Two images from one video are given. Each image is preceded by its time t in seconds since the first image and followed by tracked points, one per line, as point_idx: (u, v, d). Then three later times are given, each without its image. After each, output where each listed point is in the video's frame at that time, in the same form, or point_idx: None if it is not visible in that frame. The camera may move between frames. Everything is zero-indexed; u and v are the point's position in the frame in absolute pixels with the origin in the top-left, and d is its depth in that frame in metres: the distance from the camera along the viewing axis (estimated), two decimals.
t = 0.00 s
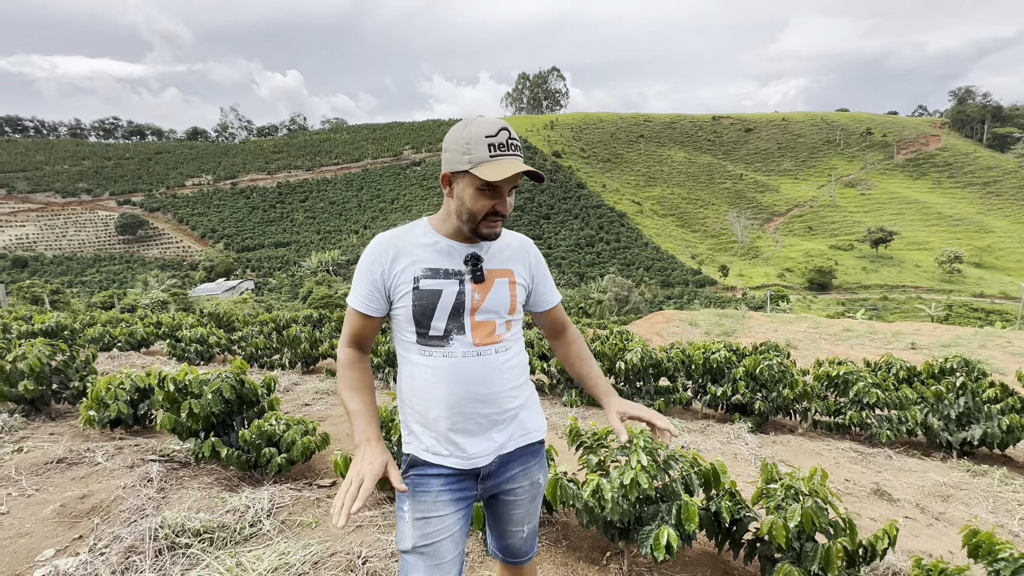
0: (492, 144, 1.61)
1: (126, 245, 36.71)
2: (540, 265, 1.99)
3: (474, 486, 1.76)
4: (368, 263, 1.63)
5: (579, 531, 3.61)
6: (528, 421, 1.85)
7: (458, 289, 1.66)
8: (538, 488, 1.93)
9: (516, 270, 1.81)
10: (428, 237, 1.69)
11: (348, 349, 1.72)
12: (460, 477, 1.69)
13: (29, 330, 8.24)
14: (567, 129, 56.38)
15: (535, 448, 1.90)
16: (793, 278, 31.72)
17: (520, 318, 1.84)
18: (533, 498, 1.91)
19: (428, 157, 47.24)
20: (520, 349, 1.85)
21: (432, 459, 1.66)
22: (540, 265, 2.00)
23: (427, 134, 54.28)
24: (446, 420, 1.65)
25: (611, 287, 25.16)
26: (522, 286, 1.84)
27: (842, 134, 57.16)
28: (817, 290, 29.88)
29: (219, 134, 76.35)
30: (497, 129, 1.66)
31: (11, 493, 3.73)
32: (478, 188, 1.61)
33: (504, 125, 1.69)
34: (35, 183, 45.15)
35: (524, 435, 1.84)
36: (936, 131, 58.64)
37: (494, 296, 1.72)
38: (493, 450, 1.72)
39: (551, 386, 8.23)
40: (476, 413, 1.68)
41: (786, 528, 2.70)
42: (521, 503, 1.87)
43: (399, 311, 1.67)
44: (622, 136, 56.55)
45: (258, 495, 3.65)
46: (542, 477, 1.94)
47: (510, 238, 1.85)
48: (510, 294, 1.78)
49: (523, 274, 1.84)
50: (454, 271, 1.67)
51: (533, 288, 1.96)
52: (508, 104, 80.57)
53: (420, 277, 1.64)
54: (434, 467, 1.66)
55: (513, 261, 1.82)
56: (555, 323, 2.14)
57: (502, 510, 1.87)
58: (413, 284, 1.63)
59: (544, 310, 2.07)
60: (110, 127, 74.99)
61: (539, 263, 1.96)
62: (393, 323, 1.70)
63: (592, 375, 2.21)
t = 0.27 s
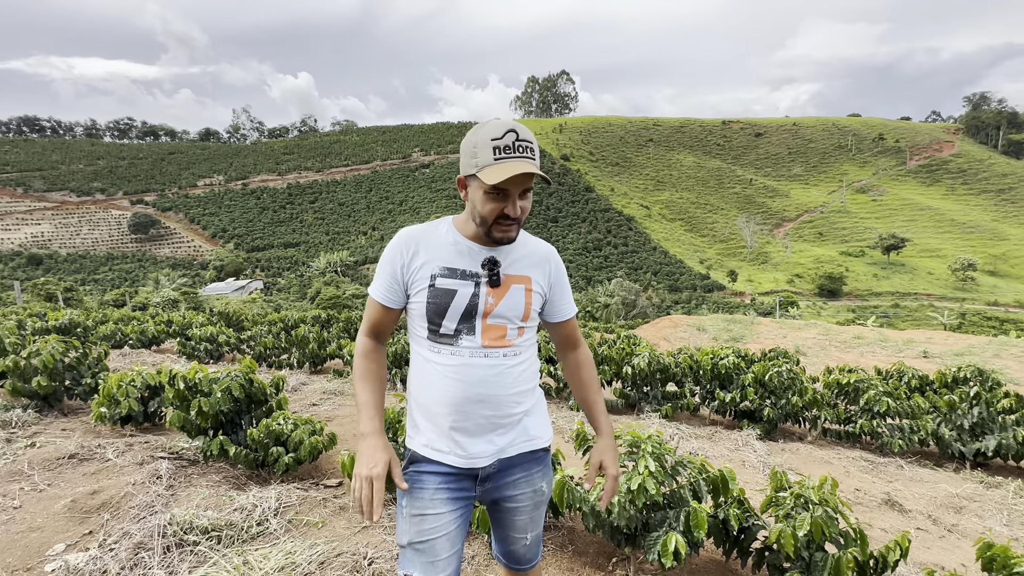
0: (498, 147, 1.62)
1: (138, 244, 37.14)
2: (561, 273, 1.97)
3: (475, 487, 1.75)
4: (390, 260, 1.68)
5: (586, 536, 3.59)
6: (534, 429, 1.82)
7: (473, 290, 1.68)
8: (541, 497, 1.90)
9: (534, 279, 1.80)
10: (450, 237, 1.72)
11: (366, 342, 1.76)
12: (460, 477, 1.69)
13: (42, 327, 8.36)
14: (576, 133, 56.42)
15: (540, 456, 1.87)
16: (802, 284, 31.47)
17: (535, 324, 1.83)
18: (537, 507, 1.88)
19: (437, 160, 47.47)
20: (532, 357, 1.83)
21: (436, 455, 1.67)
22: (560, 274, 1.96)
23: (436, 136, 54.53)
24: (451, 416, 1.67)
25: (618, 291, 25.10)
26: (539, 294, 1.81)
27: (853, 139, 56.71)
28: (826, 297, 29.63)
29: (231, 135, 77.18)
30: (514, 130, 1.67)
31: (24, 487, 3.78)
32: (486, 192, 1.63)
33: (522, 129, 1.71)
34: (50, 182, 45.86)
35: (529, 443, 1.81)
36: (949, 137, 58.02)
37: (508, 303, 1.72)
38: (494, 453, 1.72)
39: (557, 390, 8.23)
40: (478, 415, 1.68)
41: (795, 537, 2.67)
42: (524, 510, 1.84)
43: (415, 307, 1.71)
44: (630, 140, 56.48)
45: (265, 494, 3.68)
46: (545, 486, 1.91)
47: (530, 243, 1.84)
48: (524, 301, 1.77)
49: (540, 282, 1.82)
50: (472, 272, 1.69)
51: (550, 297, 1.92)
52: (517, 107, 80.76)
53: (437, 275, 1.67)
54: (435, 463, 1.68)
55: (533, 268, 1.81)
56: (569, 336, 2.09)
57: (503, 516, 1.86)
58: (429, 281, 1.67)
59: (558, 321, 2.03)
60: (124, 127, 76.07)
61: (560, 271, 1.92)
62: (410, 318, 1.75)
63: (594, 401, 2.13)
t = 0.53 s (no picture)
0: (489, 142, 1.69)
1: (155, 243, 37.76)
2: (593, 281, 1.91)
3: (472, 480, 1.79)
4: (423, 251, 1.85)
5: (595, 541, 3.58)
6: (539, 437, 1.81)
7: (491, 287, 1.74)
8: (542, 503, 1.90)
9: (559, 285, 1.77)
10: (479, 235, 1.81)
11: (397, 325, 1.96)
12: (459, 467, 1.75)
13: (62, 322, 8.54)
14: (588, 136, 56.34)
15: (544, 464, 1.85)
16: (817, 290, 31.08)
17: (554, 330, 1.81)
18: (536, 513, 1.87)
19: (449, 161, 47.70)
20: (547, 363, 1.82)
21: (441, 441, 1.75)
22: (592, 282, 1.90)
23: (449, 138, 54.79)
24: (460, 407, 1.74)
25: (629, 294, 25.00)
26: (561, 301, 1.79)
27: (871, 144, 55.94)
28: (842, 303, 29.22)
29: (247, 136, 78.28)
30: (515, 126, 1.71)
31: (43, 480, 3.85)
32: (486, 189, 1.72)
33: (532, 127, 1.72)
34: (72, 180, 46.83)
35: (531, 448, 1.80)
36: (970, 142, 56.97)
37: (526, 304, 1.74)
38: (494, 450, 1.74)
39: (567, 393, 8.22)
40: (481, 410, 1.72)
41: (810, 546, 2.64)
42: (523, 512, 1.84)
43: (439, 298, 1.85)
44: (643, 143, 56.29)
45: (277, 491, 3.71)
46: (549, 492, 1.90)
47: (557, 245, 1.83)
48: (544, 306, 1.76)
49: (565, 287, 1.79)
50: (493, 271, 1.76)
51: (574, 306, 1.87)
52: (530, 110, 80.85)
53: (460, 268, 1.78)
54: (437, 446, 1.77)
55: (559, 273, 1.78)
56: (589, 351, 2.01)
57: (501, 516, 1.87)
58: (452, 274, 1.79)
59: (580, 333, 1.95)
60: (144, 128, 77.53)
61: (589, 280, 1.86)
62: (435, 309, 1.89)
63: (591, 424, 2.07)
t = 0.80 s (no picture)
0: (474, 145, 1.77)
1: (176, 241, 38.54)
2: (608, 283, 1.84)
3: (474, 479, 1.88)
4: (442, 256, 2.06)
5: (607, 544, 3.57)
6: (540, 441, 1.84)
7: (493, 291, 1.83)
8: (548, 510, 1.90)
9: (562, 289, 1.77)
10: (484, 238, 1.91)
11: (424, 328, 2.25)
12: (460, 461, 1.87)
13: (89, 317, 8.79)
14: (604, 138, 56.22)
15: (546, 470, 1.87)
16: (835, 296, 30.56)
17: (560, 334, 1.81)
18: (539, 520, 1.89)
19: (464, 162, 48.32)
20: (552, 367, 1.84)
21: (445, 436, 1.90)
22: (607, 284, 1.84)
23: (464, 139, 55.02)
24: (463, 405, 1.86)
25: (643, 297, 24.85)
26: (565, 305, 1.78)
27: (893, 147, 54.87)
28: (861, 309, 28.69)
29: (266, 137, 79.50)
30: (494, 127, 1.76)
31: (69, 470, 3.96)
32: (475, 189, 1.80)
33: (515, 126, 1.74)
34: (97, 179, 48.06)
35: (531, 451, 1.83)
36: (998, 145, 55.57)
37: (526, 306, 1.78)
38: (490, 450, 1.82)
39: (579, 395, 8.23)
40: (480, 411, 1.83)
41: (827, 556, 2.61)
42: (526, 517, 1.87)
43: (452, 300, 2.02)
44: (659, 146, 55.98)
45: (293, 487, 3.77)
46: (553, 499, 1.91)
47: (561, 245, 1.83)
48: (546, 308, 1.77)
49: (569, 290, 1.78)
50: (495, 273, 1.84)
51: (584, 310, 1.82)
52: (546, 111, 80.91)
53: (466, 271, 1.91)
54: (443, 440, 1.91)
55: (562, 275, 1.78)
56: (610, 359, 1.91)
57: (506, 517, 1.91)
58: (460, 277, 1.93)
59: (595, 340, 1.88)
60: (167, 128, 79.29)
61: (600, 281, 1.81)
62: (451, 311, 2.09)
63: (615, 439, 1.95)
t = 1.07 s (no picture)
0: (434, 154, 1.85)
1: (199, 239, 39.34)
2: (593, 278, 1.72)
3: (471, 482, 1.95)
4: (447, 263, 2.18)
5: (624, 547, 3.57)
6: (529, 447, 1.83)
7: (478, 295, 1.89)
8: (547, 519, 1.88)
9: (538, 289, 1.73)
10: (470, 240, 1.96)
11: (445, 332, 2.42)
12: (458, 463, 1.98)
13: (116, 312, 9.03)
14: (621, 139, 55.92)
15: (540, 479, 1.84)
16: (858, 300, 29.93)
17: (540, 338, 1.76)
18: (538, 528, 1.88)
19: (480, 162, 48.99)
20: (538, 371, 1.79)
21: (447, 437, 2.04)
22: (590, 281, 1.70)
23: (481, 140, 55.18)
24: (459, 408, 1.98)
25: (659, 300, 24.65)
26: (541, 306, 1.73)
27: (920, 149, 53.59)
28: (885, 315, 28.07)
29: (287, 137, 80.70)
30: (448, 131, 1.81)
31: (99, 460, 4.08)
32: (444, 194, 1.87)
33: (462, 126, 1.76)
34: (124, 178, 49.33)
35: (518, 458, 1.84)
36: None
37: (503, 309, 1.80)
38: (480, 455, 1.89)
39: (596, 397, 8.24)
40: (470, 414, 1.91)
41: (850, 565, 2.57)
42: (522, 521, 1.89)
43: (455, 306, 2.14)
44: (678, 147, 55.48)
45: (313, 481, 3.83)
46: (552, 508, 1.88)
47: (536, 243, 1.79)
48: (521, 311, 1.75)
49: (543, 291, 1.72)
50: (477, 277, 1.90)
51: (565, 311, 1.72)
52: (563, 112, 80.77)
53: (457, 278, 2.01)
54: (446, 440, 2.05)
55: (536, 276, 1.74)
56: (604, 362, 1.73)
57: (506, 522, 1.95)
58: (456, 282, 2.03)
59: (583, 341, 1.72)
60: (192, 129, 81.07)
61: (578, 279, 1.69)
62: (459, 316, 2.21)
63: (610, 455, 1.73)
